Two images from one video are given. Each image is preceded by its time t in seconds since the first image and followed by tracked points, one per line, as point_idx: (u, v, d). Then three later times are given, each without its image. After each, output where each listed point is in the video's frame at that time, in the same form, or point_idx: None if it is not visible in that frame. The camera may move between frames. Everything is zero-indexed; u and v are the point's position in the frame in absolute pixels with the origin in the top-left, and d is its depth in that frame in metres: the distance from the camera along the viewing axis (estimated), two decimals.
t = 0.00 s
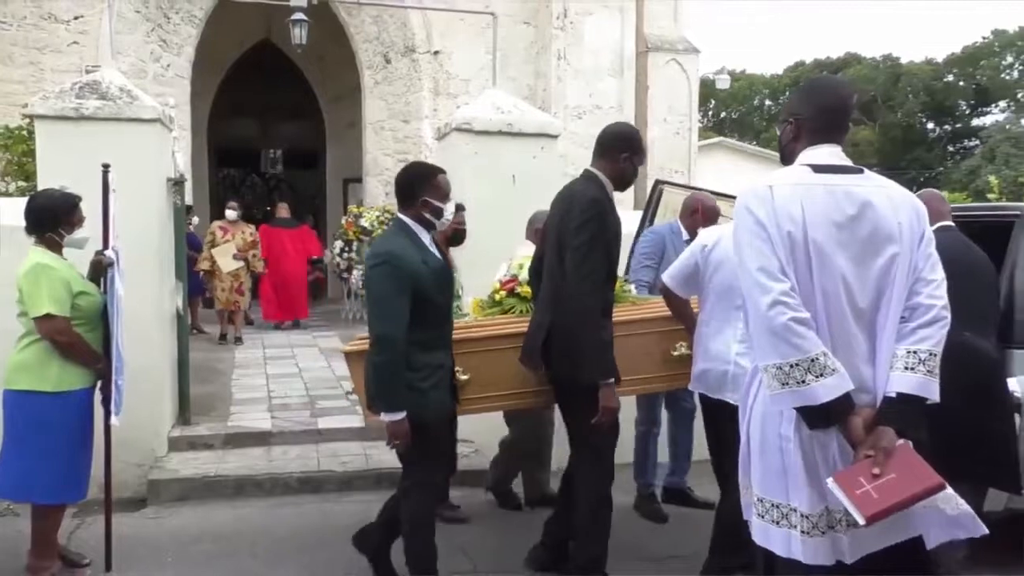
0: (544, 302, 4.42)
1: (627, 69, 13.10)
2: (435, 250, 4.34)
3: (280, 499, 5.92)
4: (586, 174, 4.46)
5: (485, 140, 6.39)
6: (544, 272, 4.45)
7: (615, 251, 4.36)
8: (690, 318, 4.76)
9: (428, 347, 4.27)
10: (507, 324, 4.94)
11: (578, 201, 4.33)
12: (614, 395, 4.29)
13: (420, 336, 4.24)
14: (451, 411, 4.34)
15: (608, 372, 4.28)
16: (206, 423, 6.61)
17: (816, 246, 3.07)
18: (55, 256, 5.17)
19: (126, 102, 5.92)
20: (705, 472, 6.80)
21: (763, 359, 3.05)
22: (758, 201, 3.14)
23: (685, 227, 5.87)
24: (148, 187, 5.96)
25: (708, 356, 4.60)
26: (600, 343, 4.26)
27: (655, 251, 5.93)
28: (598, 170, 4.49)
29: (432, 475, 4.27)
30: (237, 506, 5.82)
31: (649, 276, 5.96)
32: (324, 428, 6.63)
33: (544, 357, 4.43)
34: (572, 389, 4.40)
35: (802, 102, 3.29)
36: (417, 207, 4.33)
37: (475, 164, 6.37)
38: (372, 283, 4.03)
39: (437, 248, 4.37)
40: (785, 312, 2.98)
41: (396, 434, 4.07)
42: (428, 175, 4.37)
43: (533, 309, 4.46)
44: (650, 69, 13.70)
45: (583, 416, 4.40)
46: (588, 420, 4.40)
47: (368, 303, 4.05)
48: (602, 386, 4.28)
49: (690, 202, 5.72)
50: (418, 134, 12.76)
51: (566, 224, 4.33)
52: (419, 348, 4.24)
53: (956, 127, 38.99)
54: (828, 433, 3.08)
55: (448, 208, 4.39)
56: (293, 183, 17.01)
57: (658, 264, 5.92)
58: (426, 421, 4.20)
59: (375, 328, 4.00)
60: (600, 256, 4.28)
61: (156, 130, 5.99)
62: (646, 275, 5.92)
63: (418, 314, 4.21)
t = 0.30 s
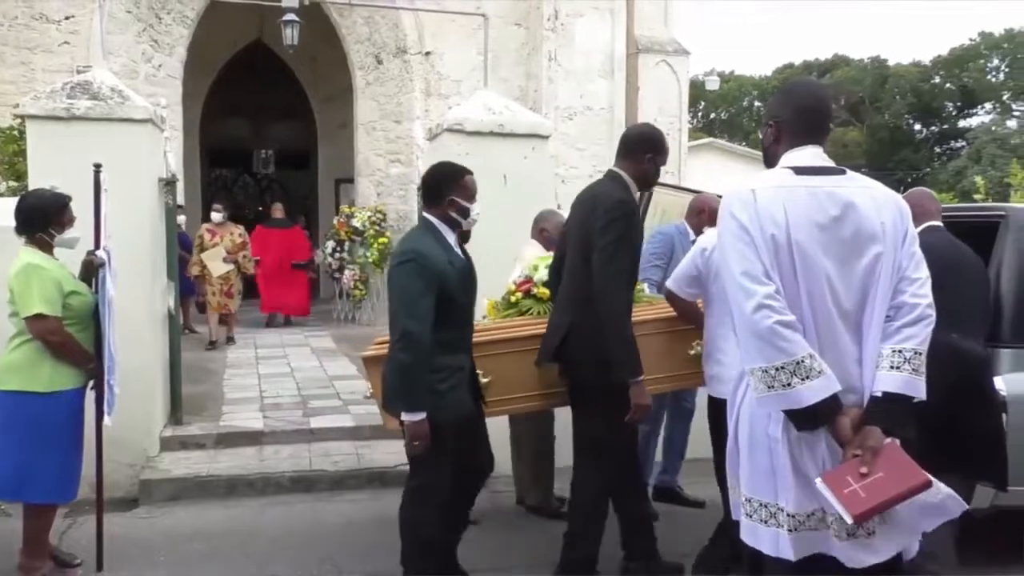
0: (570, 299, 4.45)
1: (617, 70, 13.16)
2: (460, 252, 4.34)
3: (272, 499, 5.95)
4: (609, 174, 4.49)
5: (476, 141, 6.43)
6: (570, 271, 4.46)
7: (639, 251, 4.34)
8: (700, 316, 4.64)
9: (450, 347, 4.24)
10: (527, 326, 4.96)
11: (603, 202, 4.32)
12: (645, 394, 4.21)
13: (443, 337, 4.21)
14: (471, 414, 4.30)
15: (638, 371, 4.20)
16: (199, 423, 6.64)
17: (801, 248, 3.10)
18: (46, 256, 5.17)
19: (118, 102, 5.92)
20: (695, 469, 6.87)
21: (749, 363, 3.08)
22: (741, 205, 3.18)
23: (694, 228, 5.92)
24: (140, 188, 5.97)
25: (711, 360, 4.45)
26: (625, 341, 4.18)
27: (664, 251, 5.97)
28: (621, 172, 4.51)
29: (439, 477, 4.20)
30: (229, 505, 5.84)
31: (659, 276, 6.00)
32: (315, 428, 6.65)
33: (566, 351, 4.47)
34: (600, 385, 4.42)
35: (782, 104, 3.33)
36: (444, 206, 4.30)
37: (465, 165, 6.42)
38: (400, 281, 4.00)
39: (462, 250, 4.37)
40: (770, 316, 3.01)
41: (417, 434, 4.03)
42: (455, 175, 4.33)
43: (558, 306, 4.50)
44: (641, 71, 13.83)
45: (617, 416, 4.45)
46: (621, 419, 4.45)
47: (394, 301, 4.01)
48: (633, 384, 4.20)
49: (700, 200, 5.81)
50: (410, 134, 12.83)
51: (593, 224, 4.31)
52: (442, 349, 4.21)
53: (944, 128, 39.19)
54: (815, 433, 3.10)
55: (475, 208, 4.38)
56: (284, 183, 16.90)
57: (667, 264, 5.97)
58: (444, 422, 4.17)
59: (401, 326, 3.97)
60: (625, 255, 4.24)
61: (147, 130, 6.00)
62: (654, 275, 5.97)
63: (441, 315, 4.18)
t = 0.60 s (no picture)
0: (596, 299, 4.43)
1: (605, 72, 13.18)
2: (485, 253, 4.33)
3: (260, 499, 5.92)
4: (633, 174, 4.50)
5: (464, 141, 6.46)
6: (594, 272, 4.41)
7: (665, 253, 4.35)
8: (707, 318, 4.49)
9: (478, 349, 4.24)
10: (548, 326, 4.97)
11: (634, 204, 4.30)
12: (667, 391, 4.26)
13: (471, 338, 4.21)
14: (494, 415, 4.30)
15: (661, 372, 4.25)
16: (185, 424, 6.61)
17: (793, 251, 3.10)
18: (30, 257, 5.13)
19: (103, 102, 5.88)
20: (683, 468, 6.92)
21: (742, 364, 3.09)
22: (734, 206, 3.19)
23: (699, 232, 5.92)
24: (125, 189, 5.93)
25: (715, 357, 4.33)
26: (652, 342, 4.21)
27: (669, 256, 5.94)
28: (647, 174, 4.51)
29: (476, 479, 4.20)
30: (216, 507, 5.82)
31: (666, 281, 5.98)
32: (303, 428, 6.63)
33: (601, 351, 4.36)
34: (627, 383, 4.38)
35: (771, 105, 3.35)
36: (471, 207, 4.30)
37: (455, 165, 6.46)
38: (430, 282, 4.01)
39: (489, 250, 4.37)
40: (763, 318, 3.01)
41: (445, 435, 4.05)
42: (482, 176, 4.34)
43: (585, 307, 4.42)
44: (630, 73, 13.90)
45: (635, 416, 4.42)
46: (642, 417, 4.41)
47: (424, 301, 4.02)
48: (654, 384, 4.26)
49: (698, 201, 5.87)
50: (398, 134, 12.87)
51: (626, 223, 4.29)
52: (469, 350, 4.20)
53: (930, 130, 40.88)
54: (806, 432, 3.08)
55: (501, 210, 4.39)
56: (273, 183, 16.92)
57: (671, 269, 5.95)
58: (474, 423, 4.17)
59: (432, 327, 3.99)
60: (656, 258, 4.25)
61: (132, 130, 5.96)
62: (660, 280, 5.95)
63: (470, 316, 4.19)
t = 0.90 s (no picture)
0: (614, 299, 4.46)
1: (596, 76, 13.27)
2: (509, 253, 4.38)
3: (256, 498, 6.00)
4: (648, 176, 4.56)
5: (458, 144, 6.58)
6: (609, 270, 4.48)
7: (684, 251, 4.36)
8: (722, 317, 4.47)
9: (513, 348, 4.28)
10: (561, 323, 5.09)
11: (651, 205, 4.32)
12: (690, 389, 4.25)
13: (511, 338, 4.25)
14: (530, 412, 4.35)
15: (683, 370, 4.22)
16: (182, 423, 6.69)
17: (781, 250, 3.10)
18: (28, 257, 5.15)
19: (101, 105, 5.95)
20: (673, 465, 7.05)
21: (732, 360, 3.11)
22: (725, 208, 3.19)
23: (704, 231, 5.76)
24: (123, 191, 6.00)
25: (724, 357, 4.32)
26: (674, 340, 4.19)
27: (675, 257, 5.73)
28: (662, 176, 4.57)
29: (529, 471, 4.28)
30: (213, 505, 5.89)
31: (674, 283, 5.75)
32: (299, 428, 6.70)
33: (611, 349, 4.42)
34: (647, 380, 4.40)
35: (770, 108, 3.36)
36: (500, 209, 4.36)
37: (449, 167, 6.57)
38: (471, 287, 4.03)
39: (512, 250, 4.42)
40: (749, 314, 3.03)
41: (489, 435, 4.11)
42: (507, 180, 4.39)
43: (600, 306, 4.50)
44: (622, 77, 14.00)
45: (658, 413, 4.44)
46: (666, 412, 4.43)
47: (465, 307, 4.05)
48: (676, 382, 4.23)
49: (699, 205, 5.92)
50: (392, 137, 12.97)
51: (643, 225, 4.31)
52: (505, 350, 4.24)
53: (914, 132, 41.82)
54: (794, 426, 3.06)
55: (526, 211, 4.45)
56: (269, 185, 16.94)
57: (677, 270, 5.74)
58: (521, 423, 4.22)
59: (473, 332, 4.02)
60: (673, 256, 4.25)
61: (129, 133, 6.03)
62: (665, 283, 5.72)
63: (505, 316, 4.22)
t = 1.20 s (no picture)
0: (635, 301, 4.65)
1: (588, 86, 13.59)
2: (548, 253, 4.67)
3: (263, 489, 6.29)
4: (664, 181, 4.71)
5: (457, 151, 6.89)
6: (629, 273, 4.69)
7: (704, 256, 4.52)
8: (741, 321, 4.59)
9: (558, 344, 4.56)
10: (582, 322, 5.29)
11: (671, 211, 4.50)
12: (707, 392, 4.34)
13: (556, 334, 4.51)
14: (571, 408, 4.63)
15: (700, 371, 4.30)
16: (193, 418, 6.99)
17: (762, 251, 3.19)
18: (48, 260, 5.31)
19: (117, 114, 6.25)
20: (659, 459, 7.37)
21: (718, 353, 3.21)
22: (711, 213, 3.28)
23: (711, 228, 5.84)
24: (139, 195, 6.33)
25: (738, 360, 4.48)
26: (693, 342, 4.28)
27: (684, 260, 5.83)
28: (681, 181, 4.73)
29: (552, 468, 4.55)
30: (222, 496, 6.19)
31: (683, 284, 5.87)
32: (304, 422, 7.00)
33: (634, 345, 4.60)
34: (666, 380, 4.61)
35: (760, 120, 3.45)
36: (540, 212, 4.65)
37: (448, 174, 6.88)
38: (527, 286, 4.32)
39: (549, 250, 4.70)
40: (731, 311, 3.13)
41: (542, 427, 4.36)
42: (542, 184, 4.68)
43: (620, 306, 4.70)
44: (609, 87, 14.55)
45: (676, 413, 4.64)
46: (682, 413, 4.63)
47: (519, 306, 4.33)
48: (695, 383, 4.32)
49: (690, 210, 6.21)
50: (393, 145, 13.30)
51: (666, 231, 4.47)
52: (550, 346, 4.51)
53: (888, 141, 42.76)
54: (776, 417, 3.16)
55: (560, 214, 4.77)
56: (275, 191, 17.26)
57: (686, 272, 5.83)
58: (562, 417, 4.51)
59: (529, 329, 4.28)
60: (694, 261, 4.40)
61: (143, 141, 6.33)
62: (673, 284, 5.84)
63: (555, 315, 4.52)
